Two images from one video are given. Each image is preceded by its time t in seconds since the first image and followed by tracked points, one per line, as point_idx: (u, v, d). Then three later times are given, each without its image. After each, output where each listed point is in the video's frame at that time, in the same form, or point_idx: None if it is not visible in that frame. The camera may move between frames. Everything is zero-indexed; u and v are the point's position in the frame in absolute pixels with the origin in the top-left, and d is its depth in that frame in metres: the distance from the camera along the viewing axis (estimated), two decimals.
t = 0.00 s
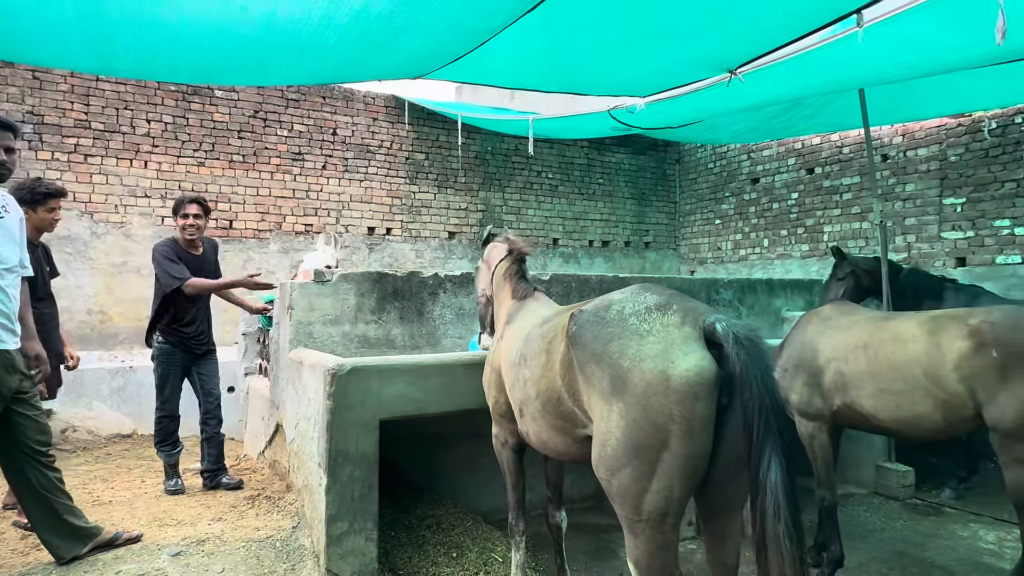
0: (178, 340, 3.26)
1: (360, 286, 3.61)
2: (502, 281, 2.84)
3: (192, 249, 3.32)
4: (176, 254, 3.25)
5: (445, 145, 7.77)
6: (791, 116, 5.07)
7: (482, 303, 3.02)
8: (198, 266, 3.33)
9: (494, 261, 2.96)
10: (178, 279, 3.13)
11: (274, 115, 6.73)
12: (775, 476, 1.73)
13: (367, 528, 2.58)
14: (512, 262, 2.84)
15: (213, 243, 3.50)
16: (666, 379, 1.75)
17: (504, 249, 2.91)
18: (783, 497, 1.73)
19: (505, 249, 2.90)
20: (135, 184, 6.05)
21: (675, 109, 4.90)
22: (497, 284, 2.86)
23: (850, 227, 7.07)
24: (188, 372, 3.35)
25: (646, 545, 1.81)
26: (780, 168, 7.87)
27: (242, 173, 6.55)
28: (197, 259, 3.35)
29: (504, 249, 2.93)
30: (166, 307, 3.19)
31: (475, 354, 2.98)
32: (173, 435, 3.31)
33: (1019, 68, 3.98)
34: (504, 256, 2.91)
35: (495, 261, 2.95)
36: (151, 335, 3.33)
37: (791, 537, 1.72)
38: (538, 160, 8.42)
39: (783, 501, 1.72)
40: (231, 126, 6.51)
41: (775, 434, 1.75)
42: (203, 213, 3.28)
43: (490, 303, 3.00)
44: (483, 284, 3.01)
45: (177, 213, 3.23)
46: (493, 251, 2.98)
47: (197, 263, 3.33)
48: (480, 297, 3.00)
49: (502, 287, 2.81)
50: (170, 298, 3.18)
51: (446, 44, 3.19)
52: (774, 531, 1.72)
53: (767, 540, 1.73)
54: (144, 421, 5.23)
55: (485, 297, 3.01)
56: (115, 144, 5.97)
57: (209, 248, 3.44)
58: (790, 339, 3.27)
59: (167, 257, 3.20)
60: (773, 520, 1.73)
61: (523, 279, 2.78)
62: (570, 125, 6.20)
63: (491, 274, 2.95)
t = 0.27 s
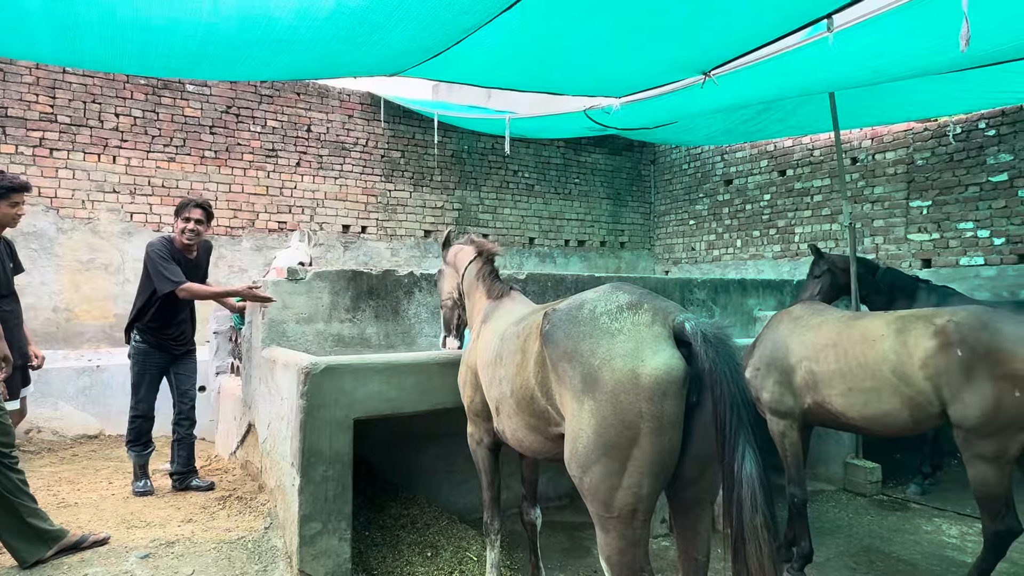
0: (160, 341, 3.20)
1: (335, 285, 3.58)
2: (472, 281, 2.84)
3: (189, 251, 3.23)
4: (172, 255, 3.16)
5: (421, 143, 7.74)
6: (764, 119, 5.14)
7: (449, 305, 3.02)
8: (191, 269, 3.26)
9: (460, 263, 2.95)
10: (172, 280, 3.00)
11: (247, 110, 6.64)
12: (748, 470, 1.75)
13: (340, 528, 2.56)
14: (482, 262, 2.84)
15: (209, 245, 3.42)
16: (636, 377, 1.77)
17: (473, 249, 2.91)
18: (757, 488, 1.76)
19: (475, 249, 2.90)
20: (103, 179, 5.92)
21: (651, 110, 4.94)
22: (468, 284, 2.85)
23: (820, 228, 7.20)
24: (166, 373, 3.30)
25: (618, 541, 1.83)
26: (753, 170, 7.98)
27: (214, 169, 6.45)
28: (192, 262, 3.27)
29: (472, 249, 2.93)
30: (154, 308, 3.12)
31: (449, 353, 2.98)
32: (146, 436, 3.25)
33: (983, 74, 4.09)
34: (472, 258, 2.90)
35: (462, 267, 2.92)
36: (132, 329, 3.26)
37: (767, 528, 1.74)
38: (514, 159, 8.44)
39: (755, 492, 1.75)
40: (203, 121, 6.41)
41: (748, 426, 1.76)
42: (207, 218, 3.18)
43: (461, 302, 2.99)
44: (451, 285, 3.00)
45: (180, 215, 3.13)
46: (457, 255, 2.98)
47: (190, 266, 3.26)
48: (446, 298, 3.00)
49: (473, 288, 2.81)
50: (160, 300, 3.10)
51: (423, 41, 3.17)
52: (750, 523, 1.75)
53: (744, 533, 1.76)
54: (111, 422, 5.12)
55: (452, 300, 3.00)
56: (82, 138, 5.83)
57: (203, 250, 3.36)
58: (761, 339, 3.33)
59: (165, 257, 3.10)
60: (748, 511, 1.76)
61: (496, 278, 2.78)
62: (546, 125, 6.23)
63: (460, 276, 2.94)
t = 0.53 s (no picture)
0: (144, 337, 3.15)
1: (317, 284, 3.56)
2: (452, 282, 2.84)
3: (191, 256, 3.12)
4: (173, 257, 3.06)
5: (403, 141, 7.71)
6: (744, 121, 5.21)
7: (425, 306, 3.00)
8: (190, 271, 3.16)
9: (438, 264, 2.94)
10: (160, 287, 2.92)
11: (226, 107, 6.56)
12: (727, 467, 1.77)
13: (323, 529, 2.55)
14: (462, 263, 2.84)
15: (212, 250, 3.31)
16: (619, 376, 1.78)
17: (452, 250, 2.91)
18: (737, 485, 1.77)
19: (454, 249, 2.90)
20: (78, 175, 5.81)
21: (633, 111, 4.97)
22: (448, 285, 2.85)
23: (798, 229, 7.31)
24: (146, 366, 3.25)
25: (601, 538, 1.85)
26: (732, 171, 8.08)
27: (193, 166, 6.36)
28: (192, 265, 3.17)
29: (451, 250, 2.92)
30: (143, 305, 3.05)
31: (432, 353, 2.97)
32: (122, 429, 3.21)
33: (958, 80, 4.18)
34: (452, 258, 2.90)
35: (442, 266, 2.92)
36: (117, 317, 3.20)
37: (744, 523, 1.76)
38: (496, 158, 8.45)
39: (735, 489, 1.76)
40: (181, 117, 6.32)
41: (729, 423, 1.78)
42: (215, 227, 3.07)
43: (439, 302, 2.98)
44: (430, 285, 3.00)
45: (189, 220, 3.02)
46: (434, 254, 2.98)
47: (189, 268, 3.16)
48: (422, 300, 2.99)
49: (454, 288, 2.81)
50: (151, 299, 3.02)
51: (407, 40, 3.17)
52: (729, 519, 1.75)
53: (722, 528, 1.76)
54: (86, 422, 5.03)
55: (428, 301, 2.99)
56: (57, 133, 5.72)
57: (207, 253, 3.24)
58: (741, 338, 3.38)
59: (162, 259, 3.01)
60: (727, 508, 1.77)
61: (478, 278, 2.79)
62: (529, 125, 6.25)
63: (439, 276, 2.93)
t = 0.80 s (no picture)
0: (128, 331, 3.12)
1: (303, 283, 3.54)
2: (439, 281, 2.84)
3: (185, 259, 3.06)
4: (165, 256, 3.01)
5: (390, 140, 7.68)
6: (729, 121, 5.25)
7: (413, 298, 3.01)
8: (184, 273, 3.10)
9: (425, 258, 2.96)
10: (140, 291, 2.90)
11: (211, 104, 6.49)
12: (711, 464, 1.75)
13: (309, 529, 2.54)
14: (449, 261, 2.84)
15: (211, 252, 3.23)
16: (608, 375, 1.79)
17: (439, 246, 2.91)
18: (722, 467, 1.76)
19: (440, 246, 2.90)
20: (59, 173, 5.72)
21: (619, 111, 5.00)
22: (434, 283, 2.86)
23: (781, 229, 7.39)
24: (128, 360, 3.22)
25: (589, 536, 1.86)
26: (717, 171, 8.15)
27: (176, 164, 6.30)
28: (188, 268, 3.10)
29: (438, 247, 2.93)
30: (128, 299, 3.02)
31: (418, 352, 2.97)
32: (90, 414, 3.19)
33: (938, 83, 4.25)
34: (439, 255, 2.90)
35: (429, 260, 2.93)
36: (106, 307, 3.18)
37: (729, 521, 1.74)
38: (483, 157, 8.44)
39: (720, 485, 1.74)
40: (164, 114, 6.25)
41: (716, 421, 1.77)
42: (212, 231, 3.00)
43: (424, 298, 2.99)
44: (416, 280, 3.01)
45: (187, 219, 2.96)
46: (423, 248, 2.99)
47: (184, 271, 3.10)
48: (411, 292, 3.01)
49: (440, 286, 2.82)
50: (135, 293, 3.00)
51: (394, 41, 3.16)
52: (713, 500, 1.74)
53: (706, 509, 1.75)
54: (67, 422, 4.95)
55: (416, 294, 3.00)
56: (36, 130, 5.63)
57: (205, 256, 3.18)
58: (726, 337, 3.41)
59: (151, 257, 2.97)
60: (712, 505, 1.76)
61: (464, 278, 2.79)
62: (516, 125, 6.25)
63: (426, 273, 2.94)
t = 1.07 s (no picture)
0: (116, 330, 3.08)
1: (293, 282, 3.54)
2: (431, 277, 2.85)
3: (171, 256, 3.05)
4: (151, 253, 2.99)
5: (380, 138, 7.66)
6: (718, 121, 5.28)
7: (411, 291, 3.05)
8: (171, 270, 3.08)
9: (420, 253, 2.97)
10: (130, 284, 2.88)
11: (199, 101, 6.44)
12: (699, 462, 1.77)
13: (301, 527, 2.53)
14: (442, 258, 2.85)
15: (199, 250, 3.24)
16: (603, 372, 1.80)
17: (433, 242, 2.92)
18: (706, 451, 1.78)
19: (434, 243, 2.91)
20: (44, 170, 5.65)
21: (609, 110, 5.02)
22: (428, 279, 2.86)
23: (770, 228, 7.45)
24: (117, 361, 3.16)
25: (582, 532, 1.87)
26: (706, 170, 8.19)
27: (164, 161, 6.24)
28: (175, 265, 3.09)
29: (432, 243, 2.94)
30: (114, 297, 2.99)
31: (410, 350, 2.97)
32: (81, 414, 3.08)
33: (925, 83, 4.30)
34: (433, 250, 2.91)
35: (424, 256, 2.94)
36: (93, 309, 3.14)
37: (716, 516, 1.76)
38: (473, 156, 8.44)
39: (707, 481, 1.76)
40: (152, 111, 6.19)
41: (706, 420, 1.78)
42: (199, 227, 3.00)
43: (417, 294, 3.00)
44: (411, 274, 3.02)
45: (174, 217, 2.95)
46: (418, 243, 3.00)
47: (171, 268, 3.08)
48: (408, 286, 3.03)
49: (433, 283, 2.82)
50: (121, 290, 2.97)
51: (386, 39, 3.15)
52: (696, 482, 1.76)
53: (689, 491, 1.77)
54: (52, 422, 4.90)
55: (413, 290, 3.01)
56: (21, 126, 5.56)
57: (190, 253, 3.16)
58: (716, 335, 3.43)
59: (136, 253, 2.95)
60: (699, 500, 1.77)
61: (456, 275, 2.79)
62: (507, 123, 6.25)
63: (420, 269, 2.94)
